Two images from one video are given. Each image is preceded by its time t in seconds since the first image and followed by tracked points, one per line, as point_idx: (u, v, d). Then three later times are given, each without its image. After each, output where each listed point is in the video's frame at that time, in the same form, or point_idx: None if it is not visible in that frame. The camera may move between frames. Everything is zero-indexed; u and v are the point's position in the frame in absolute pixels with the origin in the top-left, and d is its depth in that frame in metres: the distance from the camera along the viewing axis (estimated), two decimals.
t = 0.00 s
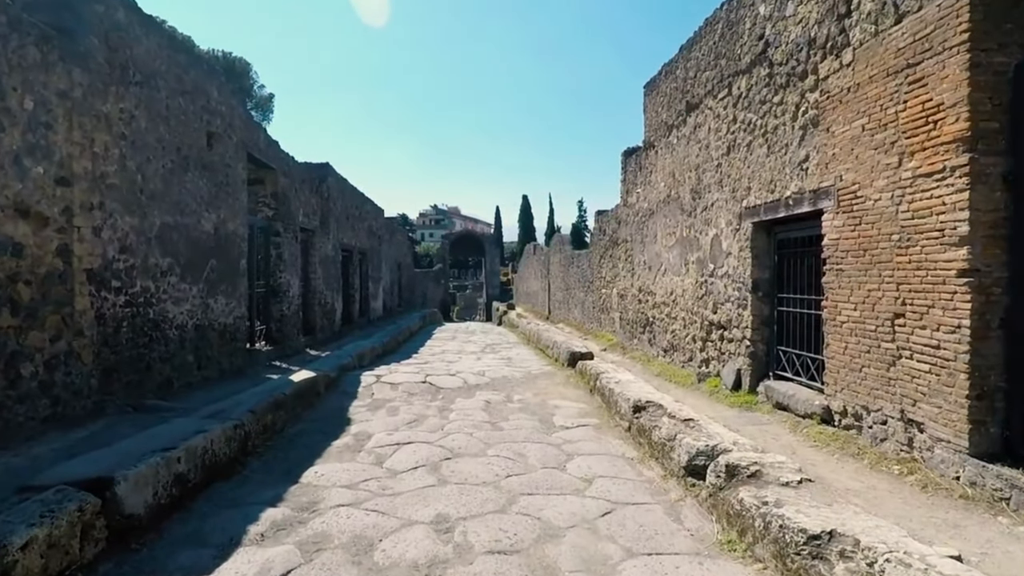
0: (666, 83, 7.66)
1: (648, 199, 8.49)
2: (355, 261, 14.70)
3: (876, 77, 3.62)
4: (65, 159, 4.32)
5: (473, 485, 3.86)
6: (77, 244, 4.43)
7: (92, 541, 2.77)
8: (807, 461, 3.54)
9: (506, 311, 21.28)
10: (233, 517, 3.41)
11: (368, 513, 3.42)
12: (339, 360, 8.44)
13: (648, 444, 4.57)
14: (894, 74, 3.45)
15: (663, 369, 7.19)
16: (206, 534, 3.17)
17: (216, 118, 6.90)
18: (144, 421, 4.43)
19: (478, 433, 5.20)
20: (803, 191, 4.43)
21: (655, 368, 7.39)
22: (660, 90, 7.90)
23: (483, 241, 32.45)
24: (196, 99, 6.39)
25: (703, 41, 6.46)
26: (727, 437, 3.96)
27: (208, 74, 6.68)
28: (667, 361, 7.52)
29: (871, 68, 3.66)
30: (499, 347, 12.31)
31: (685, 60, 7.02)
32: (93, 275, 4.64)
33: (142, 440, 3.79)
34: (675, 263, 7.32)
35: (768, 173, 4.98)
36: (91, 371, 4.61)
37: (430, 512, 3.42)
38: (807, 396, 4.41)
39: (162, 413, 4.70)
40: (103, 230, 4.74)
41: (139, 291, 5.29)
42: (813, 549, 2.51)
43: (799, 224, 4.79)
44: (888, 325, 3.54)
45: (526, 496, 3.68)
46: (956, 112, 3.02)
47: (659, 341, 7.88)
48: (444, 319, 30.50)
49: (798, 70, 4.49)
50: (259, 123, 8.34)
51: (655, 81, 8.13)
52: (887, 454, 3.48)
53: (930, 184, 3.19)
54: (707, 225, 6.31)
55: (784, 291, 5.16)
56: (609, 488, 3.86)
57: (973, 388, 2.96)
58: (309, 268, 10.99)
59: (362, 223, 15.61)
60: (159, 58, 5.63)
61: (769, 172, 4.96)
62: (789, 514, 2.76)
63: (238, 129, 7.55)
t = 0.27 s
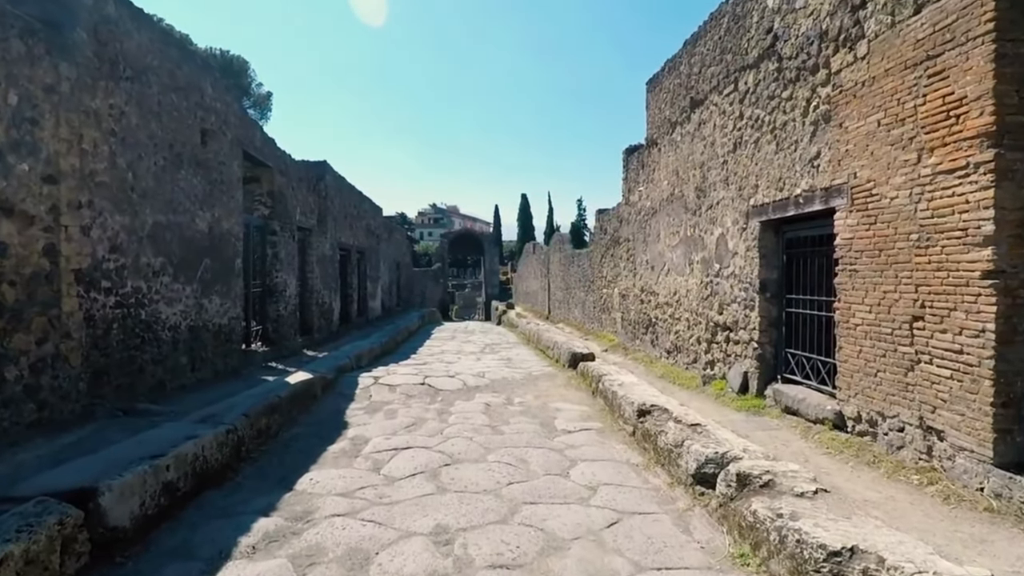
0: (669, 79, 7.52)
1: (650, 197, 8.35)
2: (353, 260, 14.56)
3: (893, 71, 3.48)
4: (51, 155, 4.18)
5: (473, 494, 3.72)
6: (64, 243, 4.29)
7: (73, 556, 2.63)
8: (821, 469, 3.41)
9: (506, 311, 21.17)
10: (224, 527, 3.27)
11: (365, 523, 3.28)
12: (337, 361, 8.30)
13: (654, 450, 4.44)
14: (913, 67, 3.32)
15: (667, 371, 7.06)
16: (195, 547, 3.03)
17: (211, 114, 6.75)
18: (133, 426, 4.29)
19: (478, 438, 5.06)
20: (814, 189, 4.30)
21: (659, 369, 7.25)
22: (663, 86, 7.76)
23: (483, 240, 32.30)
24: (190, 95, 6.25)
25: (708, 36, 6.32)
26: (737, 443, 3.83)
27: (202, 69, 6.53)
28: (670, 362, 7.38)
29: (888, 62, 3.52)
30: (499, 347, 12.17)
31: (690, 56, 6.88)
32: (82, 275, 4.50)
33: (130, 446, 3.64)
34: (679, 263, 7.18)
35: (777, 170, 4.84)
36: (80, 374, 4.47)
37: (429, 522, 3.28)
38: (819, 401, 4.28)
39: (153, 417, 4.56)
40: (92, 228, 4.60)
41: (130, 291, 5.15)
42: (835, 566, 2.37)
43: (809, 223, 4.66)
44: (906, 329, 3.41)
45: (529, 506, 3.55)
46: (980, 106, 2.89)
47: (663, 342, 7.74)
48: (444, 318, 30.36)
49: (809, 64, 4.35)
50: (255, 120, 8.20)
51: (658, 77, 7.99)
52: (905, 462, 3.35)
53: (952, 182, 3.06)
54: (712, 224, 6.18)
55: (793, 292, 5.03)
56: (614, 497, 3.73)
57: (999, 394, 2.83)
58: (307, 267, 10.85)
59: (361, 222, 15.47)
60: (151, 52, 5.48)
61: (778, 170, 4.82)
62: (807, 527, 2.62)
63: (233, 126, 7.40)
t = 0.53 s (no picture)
0: (673, 76, 7.38)
1: (653, 196, 8.22)
2: (352, 261, 14.42)
3: (910, 62, 3.34)
4: (37, 150, 4.03)
5: (474, 502, 3.58)
6: (50, 242, 4.15)
7: (52, 571, 2.49)
8: (836, 476, 3.27)
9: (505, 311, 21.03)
10: (212, 538, 3.13)
11: (361, 533, 3.14)
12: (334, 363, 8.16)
13: (660, 455, 4.29)
14: (932, 57, 3.18)
15: (671, 373, 6.91)
16: (182, 559, 2.89)
17: (205, 111, 6.61)
18: (122, 430, 4.15)
19: (479, 442, 4.92)
20: (825, 185, 4.16)
21: (662, 371, 7.11)
22: (666, 83, 7.62)
23: (482, 240, 32.17)
24: (183, 90, 6.11)
25: (714, 30, 6.18)
26: (748, 449, 3.69)
27: (196, 65, 6.39)
28: (674, 364, 7.24)
29: (905, 52, 3.38)
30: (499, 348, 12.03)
31: (694, 51, 6.74)
32: (69, 275, 4.35)
33: (116, 452, 3.50)
34: (683, 263, 7.04)
35: (786, 167, 4.70)
36: (67, 377, 4.32)
37: (428, 532, 3.14)
38: (831, 404, 4.14)
39: (143, 421, 4.42)
40: (80, 226, 4.46)
41: (120, 291, 5.01)
42: None
43: (820, 221, 4.52)
44: (925, 330, 3.26)
45: (532, 514, 3.40)
46: (1006, 96, 2.75)
47: (666, 343, 7.60)
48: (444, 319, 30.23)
49: (820, 57, 4.21)
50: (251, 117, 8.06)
51: (662, 74, 7.86)
52: (925, 469, 3.21)
53: (974, 176, 2.92)
54: (718, 222, 6.04)
55: (802, 292, 4.89)
56: (620, 505, 3.59)
57: None
58: (304, 267, 10.71)
59: (359, 222, 15.33)
60: (143, 46, 5.34)
61: (787, 166, 4.68)
62: (827, 540, 2.48)
63: (229, 123, 7.26)
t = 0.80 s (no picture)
0: (677, 72, 7.25)
1: (656, 195, 8.08)
2: (350, 261, 14.28)
3: (930, 51, 3.21)
4: (22, 144, 3.90)
5: (474, 509, 3.43)
6: (35, 239, 4.01)
7: None
8: (853, 483, 3.13)
9: (505, 312, 20.89)
10: (200, 547, 2.98)
11: (356, 543, 3.00)
12: (332, 365, 8.02)
13: (667, 460, 4.16)
14: (953, 46, 3.05)
15: (675, 375, 6.78)
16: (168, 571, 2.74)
17: (200, 107, 6.47)
18: (110, 434, 4.01)
19: (479, 446, 4.78)
20: (838, 181, 4.02)
21: (666, 373, 6.98)
22: (670, 80, 7.49)
23: (481, 241, 32.02)
24: (177, 85, 5.97)
25: (719, 25, 6.05)
26: (759, 454, 3.55)
27: (190, 59, 6.25)
28: (678, 366, 7.11)
29: (924, 41, 3.25)
30: (499, 350, 11.89)
31: (698, 47, 6.61)
32: (56, 273, 4.21)
33: (101, 457, 3.35)
34: (687, 262, 6.90)
35: (796, 163, 4.57)
36: (53, 379, 4.18)
37: (426, 542, 3.00)
38: (843, 407, 4.00)
39: (132, 424, 4.28)
40: (68, 223, 4.32)
41: (110, 290, 4.87)
42: None
43: (831, 218, 4.38)
44: (947, 330, 3.13)
45: (535, 522, 3.26)
46: None
47: (670, 344, 7.46)
48: (444, 320, 30.09)
49: (832, 49, 4.07)
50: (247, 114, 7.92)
51: (665, 71, 7.72)
52: (946, 475, 3.07)
53: (1000, 169, 2.79)
54: (724, 221, 5.90)
55: (812, 291, 4.76)
56: (627, 512, 3.45)
57: None
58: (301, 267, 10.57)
59: (358, 222, 15.19)
60: (135, 38, 5.20)
61: (797, 162, 4.55)
62: (849, 551, 2.34)
63: (224, 120, 7.12)
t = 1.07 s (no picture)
0: (681, 68, 7.11)
1: (659, 193, 7.94)
2: (349, 261, 14.14)
3: (952, 39, 3.07)
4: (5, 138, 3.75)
5: (475, 518, 3.29)
6: (19, 236, 3.87)
7: None
8: (871, 491, 2.99)
9: (505, 312, 20.75)
10: (188, 559, 2.84)
11: (351, 555, 2.86)
12: (329, 366, 7.88)
13: (674, 465, 4.02)
14: (977, 33, 2.91)
15: (679, 377, 6.64)
16: None
17: (194, 102, 6.33)
18: (97, 438, 3.87)
19: (480, 450, 4.63)
20: (851, 177, 3.88)
21: (670, 374, 6.84)
22: (673, 75, 7.35)
23: (481, 241, 31.86)
24: (170, 80, 5.83)
25: (725, 18, 5.91)
26: (771, 460, 3.41)
27: (184, 54, 6.11)
28: (682, 367, 6.97)
29: (945, 29, 3.11)
30: (499, 350, 11.75)
31: (703, 41, 6.47)
32: (42, 272, 4.07)
33: (85, 464, 3.21)
34: (691, 262, 6.76)
35: (806, 159, 4.43)
36: (39, 382, 4.04)
37: (425, 553, 2.86)
38: (857, 411, 3.86)
39: (121, 429, 4.14)
40: (54, 220, 4.18)
41: (99, 290, 4.72)
42: None
43: (843, 215, 4.25)
44: (969, 332, 2.99)
45: (539, 532, 3.13)
46: None
47: (673, 345, 7.32)
48: (443, 320, 29.95)
49: (845, 40, 3.94)
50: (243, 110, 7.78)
51: (668, 66, 7.58)
52: (968, 483, 2.94)
53: None
54: (729, 219, 5.77)
55: (821, 291, 4.62)
56: (634, 520, 3.31)
57: None
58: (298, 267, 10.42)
59: (356, 221, 15.05)
60: (125, 31, 5.06)
61: (807, 158, 4.41)
62: (874, 567, 2.20)
63: (219, 116, 6.98)
